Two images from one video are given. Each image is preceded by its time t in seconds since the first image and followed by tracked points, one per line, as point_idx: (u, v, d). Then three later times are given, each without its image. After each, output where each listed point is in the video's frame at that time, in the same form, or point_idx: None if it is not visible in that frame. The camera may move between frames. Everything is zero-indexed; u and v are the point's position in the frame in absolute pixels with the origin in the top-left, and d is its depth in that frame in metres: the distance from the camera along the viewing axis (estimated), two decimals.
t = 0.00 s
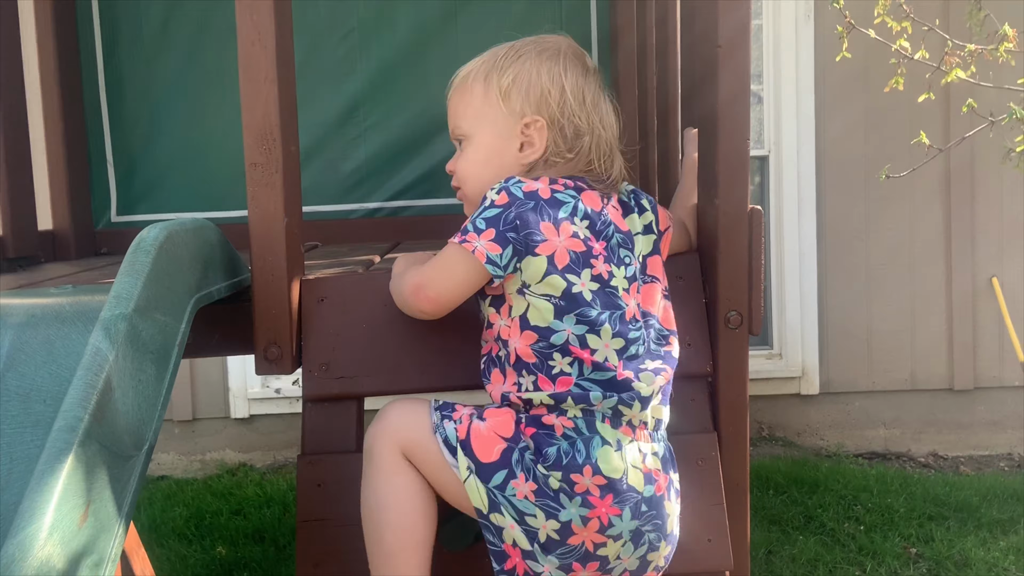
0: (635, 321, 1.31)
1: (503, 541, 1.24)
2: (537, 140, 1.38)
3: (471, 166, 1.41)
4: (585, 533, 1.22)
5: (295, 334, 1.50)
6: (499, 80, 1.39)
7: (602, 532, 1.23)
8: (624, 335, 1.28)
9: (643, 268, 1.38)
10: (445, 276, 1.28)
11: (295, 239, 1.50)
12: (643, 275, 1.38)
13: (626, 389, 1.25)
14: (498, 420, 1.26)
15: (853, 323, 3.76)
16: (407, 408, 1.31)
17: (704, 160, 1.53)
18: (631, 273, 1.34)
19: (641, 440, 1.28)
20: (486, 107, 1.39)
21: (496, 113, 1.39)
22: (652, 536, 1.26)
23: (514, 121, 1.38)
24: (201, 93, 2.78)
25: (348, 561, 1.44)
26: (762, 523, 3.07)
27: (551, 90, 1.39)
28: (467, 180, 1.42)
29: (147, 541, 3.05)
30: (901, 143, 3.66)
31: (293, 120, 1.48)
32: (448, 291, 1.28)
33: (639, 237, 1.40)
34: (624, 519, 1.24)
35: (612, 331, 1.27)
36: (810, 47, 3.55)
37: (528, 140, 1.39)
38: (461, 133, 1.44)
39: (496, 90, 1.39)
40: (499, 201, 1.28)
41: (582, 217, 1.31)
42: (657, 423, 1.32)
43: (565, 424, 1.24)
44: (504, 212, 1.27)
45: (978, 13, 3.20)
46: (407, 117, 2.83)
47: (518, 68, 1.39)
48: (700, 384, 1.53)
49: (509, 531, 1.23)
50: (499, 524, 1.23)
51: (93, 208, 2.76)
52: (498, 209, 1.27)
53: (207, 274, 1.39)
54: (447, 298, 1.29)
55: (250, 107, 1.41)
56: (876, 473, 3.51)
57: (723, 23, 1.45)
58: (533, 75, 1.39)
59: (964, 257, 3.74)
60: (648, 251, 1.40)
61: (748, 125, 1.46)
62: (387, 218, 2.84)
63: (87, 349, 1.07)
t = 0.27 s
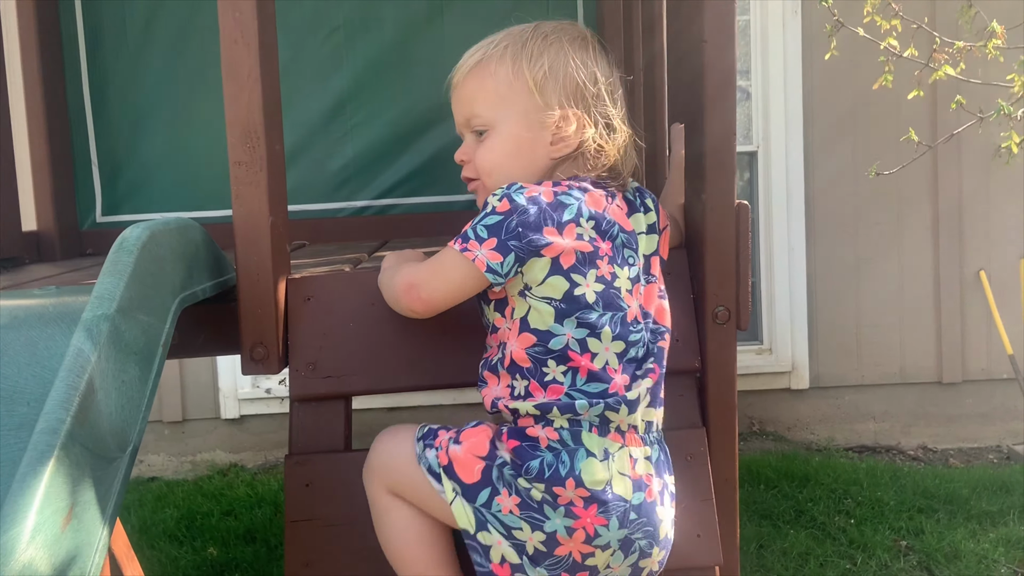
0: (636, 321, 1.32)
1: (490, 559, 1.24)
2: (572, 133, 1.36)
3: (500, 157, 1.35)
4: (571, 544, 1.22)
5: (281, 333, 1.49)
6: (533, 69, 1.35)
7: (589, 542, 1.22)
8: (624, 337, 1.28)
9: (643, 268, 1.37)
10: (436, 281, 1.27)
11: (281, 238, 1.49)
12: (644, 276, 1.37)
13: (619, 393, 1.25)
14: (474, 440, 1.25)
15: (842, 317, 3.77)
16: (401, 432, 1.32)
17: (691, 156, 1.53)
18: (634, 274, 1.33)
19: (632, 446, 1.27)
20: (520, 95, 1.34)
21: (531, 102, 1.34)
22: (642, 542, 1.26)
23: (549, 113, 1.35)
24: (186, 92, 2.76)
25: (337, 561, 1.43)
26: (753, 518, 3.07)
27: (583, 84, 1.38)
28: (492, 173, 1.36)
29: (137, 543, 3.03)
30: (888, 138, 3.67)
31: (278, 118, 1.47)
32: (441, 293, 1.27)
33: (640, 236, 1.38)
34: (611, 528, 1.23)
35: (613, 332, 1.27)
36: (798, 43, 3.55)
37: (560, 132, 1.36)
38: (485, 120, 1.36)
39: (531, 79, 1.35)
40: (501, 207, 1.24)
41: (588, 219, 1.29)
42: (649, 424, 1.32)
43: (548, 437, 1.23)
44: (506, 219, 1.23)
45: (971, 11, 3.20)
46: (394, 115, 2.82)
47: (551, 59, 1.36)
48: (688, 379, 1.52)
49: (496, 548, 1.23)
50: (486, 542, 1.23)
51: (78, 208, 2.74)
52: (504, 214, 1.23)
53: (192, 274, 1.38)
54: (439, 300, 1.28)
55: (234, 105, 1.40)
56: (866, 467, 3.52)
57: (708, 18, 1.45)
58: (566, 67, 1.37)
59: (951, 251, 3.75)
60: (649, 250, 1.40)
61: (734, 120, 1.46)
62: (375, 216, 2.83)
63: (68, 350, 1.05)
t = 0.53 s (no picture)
0: (614, 323, 1.30)
1: (473, 569, 1.23)
2: (556, 141, 1.36)
3: (486, 168, 1.34)
4: (549, 548, 1.21)
5: (271, 334, 1.49)
6: (515, 78, 1.34)
7: (566, 547, 1.21)
8: (600, 341, 1.27)
9: (622, 270, 1.35)
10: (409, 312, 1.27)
11: (270, 238, 1.49)
12: (624, 278, 1.35)
13: (591, 397, 1.24)
14: (454, 450, 1.25)
15: (832, 316, 3.79)
16: (385, 443, 1.35)
17: (681, 156, 1.53)
18: (609, 276, 1.31)
19: (609, 447, 1.25)
20: (503, 106, 1.33)
21: (514, 112, 1.34)
22: (623, 544, 1.24)
23: (532, 122, 1.34)
24: (175, 91, 2.75)
25: (326, 563, 1.43)
26: (743, 516, 3.08)
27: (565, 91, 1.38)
28: (477, 184, 1.35)
29: (127, 544, 3.01)
30: (878, 138, 3.69)
31: (267, 118, 1.46)
32: (418, 325, 1.26)
33: (616, 238, 1.36)
34: (588, 531, 1.21)
35: (586, 337, 1.25)
36: (788, 44, 3.56)
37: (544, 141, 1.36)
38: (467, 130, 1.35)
39: (513, 88, 1.34)
40: (471, 226, 1.25)
41: (557, 226, 1.28)
42: (629, 424, 1.29)
43: (520, 444, 1.22)
44: (476, 236, 1.24)
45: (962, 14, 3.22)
46: (384, 114, 2.81)
47: (532, 67, 1.36)
48: (679, 379, 1.52)
49: (478, 558, 1.23)
50: (468, 552, 1.23)
51: (67, 208, 2.72)
52: (471, 233, 1.24)
53: (180, 275, 1.37)
54: (414, 331, 1.27)
55: (223, 105, 1.39)
56: (855, 465, 3.53)
57: (699, 19, 1.45)
58: (547, 75, 1.36)
59: (940, 249, 3.77)
60: (628, 252, 1.38)
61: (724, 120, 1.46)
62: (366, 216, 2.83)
63: (55, 352, 1.05)
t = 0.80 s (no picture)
0: (593, 334, 1.28)
1: None
2: (535, 154, 1.36)
3: (467, 184, 1.34)
4: (518, 563, 1.22)
5: (265, 339, 1.48)
6: (490, 94, 1.34)
7: (535, 562, 1.21)
8: (576, 353, 1.26)
9: (603, 281, 1.33)
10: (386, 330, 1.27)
11: (266, 243, 1.48)
12: (605, 288, 1.33)
13: (564, 411, 1.23)
14: (428, 464, 1.25)
15: (827, 323, 3.79)
16: (366, 457, 1.35)
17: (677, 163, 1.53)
18: (589, 286, 1.29)
19: (582, 461, 1.24)
20: (479, 121, 1.33)
21: (491, 126, 1.33)
22: (595, 559, 1.23)
23: (509, 136, 1.34)
24: (172, 94, 2.74)
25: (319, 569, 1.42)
26: (737, 523, 3.08)
27: (541, 103, 1.38)
28: (459, 201, 1.35)
29: (118, 548, 3.00)
30: (874, 145, 3.70)
31: (263, 122, 1.46)
32: (400, 342, 1.26)
33: (598, 249, 1.34)
34: (557, 547, 1.21)
35: (562, 350, 1.25)
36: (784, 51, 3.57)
37: (523, 153, 1.36)
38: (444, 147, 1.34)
39: (487, 104, 1.33)
40: (448, 240, 1.25)
41: (534, 237, 1.27)
42: (606, 437, 1.27)
43: (490, 459, 1.22)
44: (453, 251, 1.24)
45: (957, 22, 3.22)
46: (380, 119, 2.81)
47: (506, 81, 1.36)
48: (674, 387, 1.52)
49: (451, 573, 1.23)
50: (441, 566, 1.24)
51: (61, 210, 2.71)
52: (449, 248, 1.24)
53: (175, 280, 1.37)
54: (397, 349, 1.27)
55: (219, 110, 1.39)
56: (849, 472, 3.53)
57: (696, 27, 1.45)
58: (522, 87, 1.36)
59: (934, 257, 3.78)
60: (612, 263, 1.36)
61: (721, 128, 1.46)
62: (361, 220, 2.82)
63: (49, 357, 1.04)
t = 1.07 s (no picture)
0: (579, 329, 1.29)
1: None
2: (521, 158, 1.38)
3: (453, 188, 1.36)
4: (500, 564, 1.21)
5: (265, 347, 1.48)
6: (475, 99, 1.36)
7: (516, 562, 1.20)
8: (563, 349, 1.26)
9: (590, 277, 1.34)
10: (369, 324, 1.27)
11: (267, 251, 1.49)
12: (592, 285, 1.34)
13: (549, 408, 1.22)
14: (411, 467, 1.26)
15: (825, 335, 3.80)
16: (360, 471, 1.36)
17: (677, 175, 1.54)
18: (573, 281, 1.30)
19: (566, 461, 1.23)
20: (466, 125, 1.35)
21: (477, 131, 1.36)
22: (577, 559, 1.23)
23: (494, 140, 1.36)
24: (173, 100, 2.75)
25: None
26: (734, 534, 3.07)
27: (526, 109, 1.40)
28: (447, 204, 1.37)
29: (113, 553, 2.99)
30: (873, 158, 3.71)
31: (265, 131, 1.46)
32: (381, 331, 1.26)
33: (581, 244, 1.35)
34: (537, 547, 1.20)
35: (547, 344, 1.25)
36: (784, 63, 3.58)
37: (508, 157, 1.38)
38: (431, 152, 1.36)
39: (472, 108, 1.36)
40: (432, 236, 1.26)
41: (517, 234, 1.29)
42: (591, 437, 1.27)
43: (472, 456, 1.22)
44: (437, 246, 1.25)
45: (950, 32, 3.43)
46: (381, 128, 2.82)
47: (491, 87, 1.38)
48: (672, 399, 1.53)
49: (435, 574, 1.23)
50: (426, 569, 1.24)
51: (61, 215, 2.71)
52: (432, 244, 1.25)
53: (176, 287, 1.37)
54: (380, 340, 1.27)
55: (222, 118, 1.39)
56: (846, 484, 3.53)
57: (697, 41, 1.46)
58: (507, 92, 1.39)
59: (933, 271, 3.79)
60: (597, 261, 1.37)
61: (721, 142, 1.47)
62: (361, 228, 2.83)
63: (50, 364, 1.04)
